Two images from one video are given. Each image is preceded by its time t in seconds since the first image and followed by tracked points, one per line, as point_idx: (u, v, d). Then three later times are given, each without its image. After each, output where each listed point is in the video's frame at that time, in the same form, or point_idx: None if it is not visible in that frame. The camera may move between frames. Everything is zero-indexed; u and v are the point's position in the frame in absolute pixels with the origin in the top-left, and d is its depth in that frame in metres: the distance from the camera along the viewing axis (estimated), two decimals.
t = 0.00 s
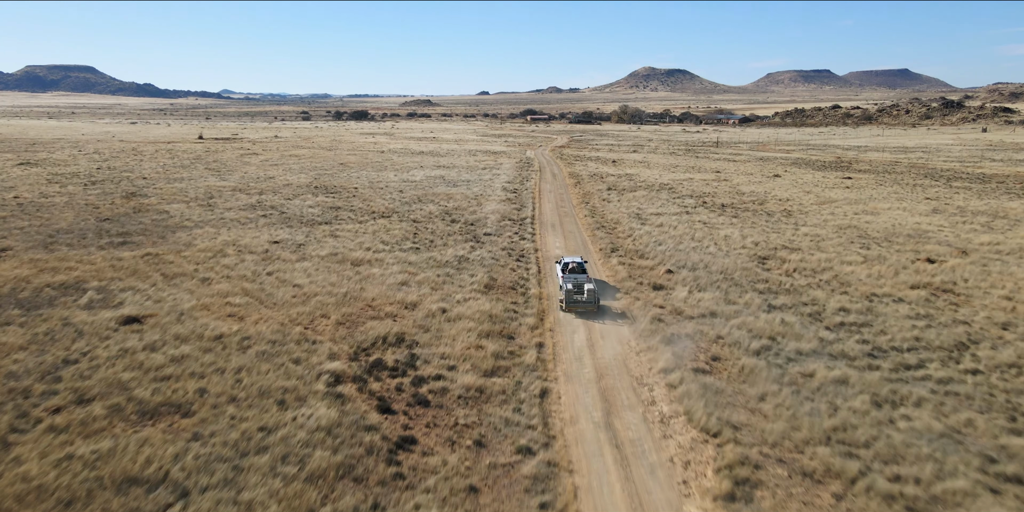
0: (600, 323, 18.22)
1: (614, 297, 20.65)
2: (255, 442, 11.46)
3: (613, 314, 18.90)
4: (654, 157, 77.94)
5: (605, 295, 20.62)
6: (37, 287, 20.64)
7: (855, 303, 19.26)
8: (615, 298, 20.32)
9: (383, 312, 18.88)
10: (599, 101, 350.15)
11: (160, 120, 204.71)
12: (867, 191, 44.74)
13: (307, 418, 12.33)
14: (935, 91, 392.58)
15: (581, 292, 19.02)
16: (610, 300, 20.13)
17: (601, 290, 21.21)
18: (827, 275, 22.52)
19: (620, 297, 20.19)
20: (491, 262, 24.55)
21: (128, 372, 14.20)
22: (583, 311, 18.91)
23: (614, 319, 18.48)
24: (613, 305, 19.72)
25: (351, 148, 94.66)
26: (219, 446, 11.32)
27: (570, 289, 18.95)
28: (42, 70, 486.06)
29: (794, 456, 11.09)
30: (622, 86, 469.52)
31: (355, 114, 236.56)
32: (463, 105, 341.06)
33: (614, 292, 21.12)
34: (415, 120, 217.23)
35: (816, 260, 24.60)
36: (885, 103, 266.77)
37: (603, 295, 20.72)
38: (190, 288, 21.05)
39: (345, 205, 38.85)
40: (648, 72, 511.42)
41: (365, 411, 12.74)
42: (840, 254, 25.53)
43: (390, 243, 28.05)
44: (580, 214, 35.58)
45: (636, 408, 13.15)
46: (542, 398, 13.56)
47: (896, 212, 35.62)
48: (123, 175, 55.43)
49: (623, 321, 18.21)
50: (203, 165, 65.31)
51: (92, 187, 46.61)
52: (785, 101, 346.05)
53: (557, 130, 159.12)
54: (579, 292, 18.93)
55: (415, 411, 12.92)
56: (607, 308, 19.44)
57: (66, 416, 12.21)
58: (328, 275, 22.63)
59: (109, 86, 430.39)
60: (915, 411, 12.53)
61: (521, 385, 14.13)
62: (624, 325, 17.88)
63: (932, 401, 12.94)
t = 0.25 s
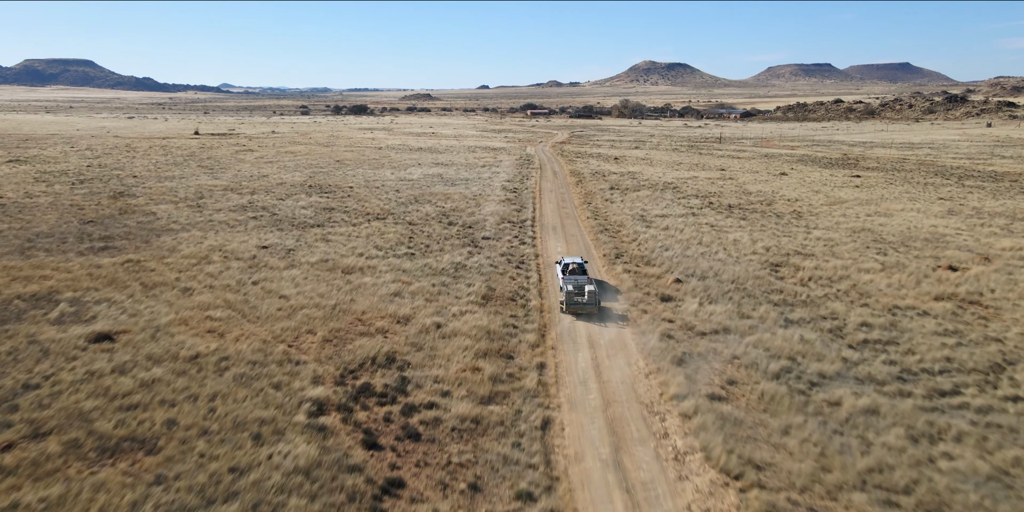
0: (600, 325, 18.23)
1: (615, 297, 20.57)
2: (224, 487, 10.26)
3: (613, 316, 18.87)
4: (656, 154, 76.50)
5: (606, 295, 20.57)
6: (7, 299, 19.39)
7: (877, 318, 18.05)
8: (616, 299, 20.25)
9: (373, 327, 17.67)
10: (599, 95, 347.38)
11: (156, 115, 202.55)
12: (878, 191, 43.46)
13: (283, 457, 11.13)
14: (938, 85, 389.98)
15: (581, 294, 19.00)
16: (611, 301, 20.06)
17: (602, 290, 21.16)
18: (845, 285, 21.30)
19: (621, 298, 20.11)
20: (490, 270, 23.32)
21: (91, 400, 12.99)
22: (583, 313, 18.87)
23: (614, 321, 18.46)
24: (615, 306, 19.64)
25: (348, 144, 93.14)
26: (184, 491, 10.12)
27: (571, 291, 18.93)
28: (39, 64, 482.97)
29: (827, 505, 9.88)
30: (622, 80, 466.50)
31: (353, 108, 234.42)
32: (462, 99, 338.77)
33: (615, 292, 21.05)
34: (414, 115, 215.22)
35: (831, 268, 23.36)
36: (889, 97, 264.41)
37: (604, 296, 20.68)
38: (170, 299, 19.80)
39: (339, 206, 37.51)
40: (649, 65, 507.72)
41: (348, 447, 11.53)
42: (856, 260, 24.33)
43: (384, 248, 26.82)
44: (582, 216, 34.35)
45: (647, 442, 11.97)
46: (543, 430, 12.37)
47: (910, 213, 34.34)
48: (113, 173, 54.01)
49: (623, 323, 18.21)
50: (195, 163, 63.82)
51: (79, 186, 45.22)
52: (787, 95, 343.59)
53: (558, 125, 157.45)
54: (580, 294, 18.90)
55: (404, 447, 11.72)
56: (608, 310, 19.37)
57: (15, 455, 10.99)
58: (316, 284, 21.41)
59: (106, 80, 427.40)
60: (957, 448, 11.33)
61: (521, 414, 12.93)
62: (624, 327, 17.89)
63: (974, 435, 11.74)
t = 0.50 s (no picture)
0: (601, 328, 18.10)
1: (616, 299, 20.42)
2: None
3: (613, 318, 18.75)
4: (659, 151, 75.11)
5: (607, 296, 20.46)
6: None
7: (904, 335, 16.81)
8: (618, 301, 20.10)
9: (362, 345, 16.43)
10: (600, 90, 344.78)
11: (153, 110, 200.70)
12: (889, 190, 42.24)
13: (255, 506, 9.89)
14: (941, 80, 387.38)
15: (582, 295, 18.98)
16: (613, 302, 19.91)
17: (602, 291, 21.06)
18: (865, 296, 20.07)
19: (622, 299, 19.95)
20: (488, 279, 22.07)
21: (47, 435, 11.77)
22: (584, 315, 18.78)
23: (615, 324, 18.32)
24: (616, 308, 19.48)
25: (346, 140, 91.75)
26: None
27: (571, 293, 18.83)
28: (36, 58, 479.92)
29: None
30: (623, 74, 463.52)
31: (352, 103, 232.62)
32: (462, 93, 336.74)
33: (616, 293, 20.93)
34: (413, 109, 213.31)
35: (849, 276, 22.13)
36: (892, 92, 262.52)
37: (606, 297, 20.57)
38: (146, 313, 18.55)
39: (332, 208, 36.23)
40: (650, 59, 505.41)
41: (328, 494, 10.28)
42: (875, 269, 23.09)
43: (378, 254, 25.57)
44: (584, 219, 33.12)
45: (661, 486, 10.77)
46: (546, 470, 11.19)
47: (925, 215, 33.11)
48: (103, 171, 52.60)
49: (624, 326, 18.05)
50: (188, 161, 62.43)
51: (66, 186, 43.84)
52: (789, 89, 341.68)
53: (558, 120, 156.08)
54: (580, 296, 18.80)
55: (391, 492, 10.50)
56: (609, 312, 19.22)
57: None
58: (304, 295, 20.17)
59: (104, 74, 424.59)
60: (1008, 494, 10.12)
61: (522, 451, 11.70)
62: (625, 330, 17.69)
63: None
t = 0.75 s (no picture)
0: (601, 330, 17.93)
1: (616, 301, 20.31)
2: None
3: (614, 320, 18.61)
4: (662, 147, 73.69)
5: (607, 297, 20.34)
6: None
7: (934, 356, 15.61)
8: (618, 303, 19.95)
9: (349, 368, 15.21)
10: (601, 84, 342.21)
11: (149, 104, 198.63)
12: (901, 191, 40.99)
13: None
14: (944, 73, 384.56)
15: (582, 297, 18.73)
16: (613, 304, 19.78)
17: (602, 292, 20.98)
18: (888, 310, 18.86)
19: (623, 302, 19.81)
20: (487, 290, 20.87)
21: None
22: (583, 317, 18.59)
23: (616, 326, 18.17)
24: (616, 311, 19.33)
25: (343, 137, 90.22)
26: None
27: (572, 294, 18.68)
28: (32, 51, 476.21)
29: None
30: (624, 67, 460.24)
31: (350, 98, 230.20)
32: (461, 87, 334.06)
33: (616, 296, 20.82)
34: (411, 104, 211.14)
35: (869, 287, 20.91)
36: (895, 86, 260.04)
37: (605, 297, 20.43)
38: (120, 330, 17.31)
39: (326, 210, 34.96)
40: (651, 53, 502.00)
41: None
42: (895, 279, 21.86)
43: (370, 262, 24.33)
44: (587, 222, 31.88)
45: None
46: None
47: (941, 217, 31.88)
48: (91, 170, 51.11)
49: (625, 328, 17.89)
50: (180, 158, 61.01)
51: (51, 185, 42.46)
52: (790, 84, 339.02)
53: (558, 115, 154.14)
54: (580, 297, 18.66)
55: None
56: (609, 314, 19.08)
57: None
58: (290, 309, 18.95)
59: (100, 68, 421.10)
60: None
61: (522, 497, 10.51)
62: (626, 333, 17.55)
63: None
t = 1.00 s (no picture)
0: (604, 340, 17.32)
1: (618, 302, 20.22)
2: None
3: (614, 322, 18.52)
4: (664, 144, 72.18)
5: (608, 298, 20.22)
6: None
7: (970, 381, 14.37)
8: (620, 304, 19.85)
9: (334, 395, 13.98)
10: (601, 77, 339.41)
11: (146, 98, 196.71)
12: (914, 191, 39.64)
13: None
14: (948, 67, 381.38)
15: (582, 299, 18.61)
16: (614, 306, 19.70)
17: (603, 292, 20.87)
18: (914, 326, 17.62)
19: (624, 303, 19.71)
20: (485, 303, 19.63)
21: None
22: (584, 319, 18.49)
23: (617, 328, 18.08)
24: (618, 312, 19.21)
25: (340, 133, 88.69)
26: None
27: (572, 296, 18.59)
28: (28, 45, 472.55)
29: None
30: (624, 61, 457.15)
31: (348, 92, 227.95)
32: (460, 82, 331.33)
33: (618, 296, 20.71)
34: (410, 98, 208.93)
35: (891, 300, 19.66)
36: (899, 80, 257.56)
37: (607, 298, 20.36)
38: (89, 350, 16.07)
39: (318, 212, 33.67)
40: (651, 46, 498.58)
41: None
42: (918, 290, 20.59)
43: (362, 271, 23.07)
44: (590, 226, 30.60)
45: None
46: None
47: (959, 221, 30.58)
48: (78, 169, 49.66)
49: (626, 331, 17.80)
50: (173, 156, 59.61)
51: (35, 185, 41.07)
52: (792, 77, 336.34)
53: (559, 110, 152.26)
54: (581, 299, 18.54)
55: None
56: (610, 316, 18.95)
57: None
58: (274, 325, 17.71)
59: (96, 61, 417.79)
60: None
61: None
62: (627, 335, 17.47)
63: None
